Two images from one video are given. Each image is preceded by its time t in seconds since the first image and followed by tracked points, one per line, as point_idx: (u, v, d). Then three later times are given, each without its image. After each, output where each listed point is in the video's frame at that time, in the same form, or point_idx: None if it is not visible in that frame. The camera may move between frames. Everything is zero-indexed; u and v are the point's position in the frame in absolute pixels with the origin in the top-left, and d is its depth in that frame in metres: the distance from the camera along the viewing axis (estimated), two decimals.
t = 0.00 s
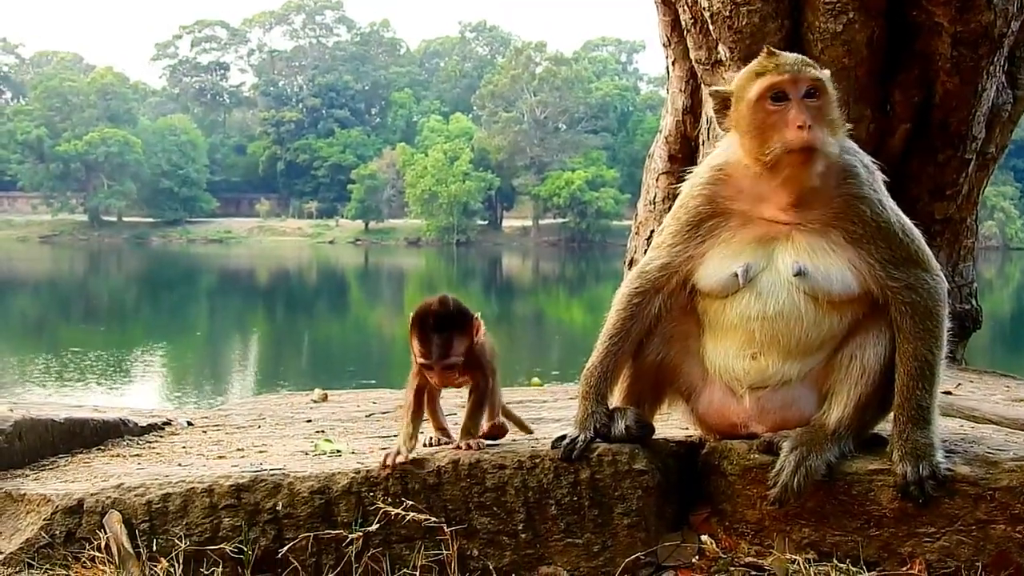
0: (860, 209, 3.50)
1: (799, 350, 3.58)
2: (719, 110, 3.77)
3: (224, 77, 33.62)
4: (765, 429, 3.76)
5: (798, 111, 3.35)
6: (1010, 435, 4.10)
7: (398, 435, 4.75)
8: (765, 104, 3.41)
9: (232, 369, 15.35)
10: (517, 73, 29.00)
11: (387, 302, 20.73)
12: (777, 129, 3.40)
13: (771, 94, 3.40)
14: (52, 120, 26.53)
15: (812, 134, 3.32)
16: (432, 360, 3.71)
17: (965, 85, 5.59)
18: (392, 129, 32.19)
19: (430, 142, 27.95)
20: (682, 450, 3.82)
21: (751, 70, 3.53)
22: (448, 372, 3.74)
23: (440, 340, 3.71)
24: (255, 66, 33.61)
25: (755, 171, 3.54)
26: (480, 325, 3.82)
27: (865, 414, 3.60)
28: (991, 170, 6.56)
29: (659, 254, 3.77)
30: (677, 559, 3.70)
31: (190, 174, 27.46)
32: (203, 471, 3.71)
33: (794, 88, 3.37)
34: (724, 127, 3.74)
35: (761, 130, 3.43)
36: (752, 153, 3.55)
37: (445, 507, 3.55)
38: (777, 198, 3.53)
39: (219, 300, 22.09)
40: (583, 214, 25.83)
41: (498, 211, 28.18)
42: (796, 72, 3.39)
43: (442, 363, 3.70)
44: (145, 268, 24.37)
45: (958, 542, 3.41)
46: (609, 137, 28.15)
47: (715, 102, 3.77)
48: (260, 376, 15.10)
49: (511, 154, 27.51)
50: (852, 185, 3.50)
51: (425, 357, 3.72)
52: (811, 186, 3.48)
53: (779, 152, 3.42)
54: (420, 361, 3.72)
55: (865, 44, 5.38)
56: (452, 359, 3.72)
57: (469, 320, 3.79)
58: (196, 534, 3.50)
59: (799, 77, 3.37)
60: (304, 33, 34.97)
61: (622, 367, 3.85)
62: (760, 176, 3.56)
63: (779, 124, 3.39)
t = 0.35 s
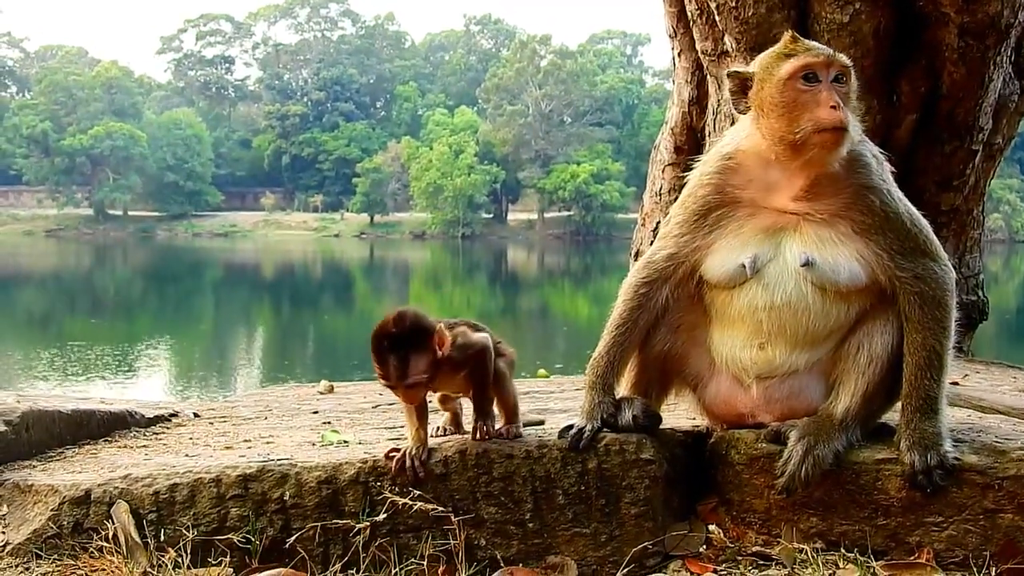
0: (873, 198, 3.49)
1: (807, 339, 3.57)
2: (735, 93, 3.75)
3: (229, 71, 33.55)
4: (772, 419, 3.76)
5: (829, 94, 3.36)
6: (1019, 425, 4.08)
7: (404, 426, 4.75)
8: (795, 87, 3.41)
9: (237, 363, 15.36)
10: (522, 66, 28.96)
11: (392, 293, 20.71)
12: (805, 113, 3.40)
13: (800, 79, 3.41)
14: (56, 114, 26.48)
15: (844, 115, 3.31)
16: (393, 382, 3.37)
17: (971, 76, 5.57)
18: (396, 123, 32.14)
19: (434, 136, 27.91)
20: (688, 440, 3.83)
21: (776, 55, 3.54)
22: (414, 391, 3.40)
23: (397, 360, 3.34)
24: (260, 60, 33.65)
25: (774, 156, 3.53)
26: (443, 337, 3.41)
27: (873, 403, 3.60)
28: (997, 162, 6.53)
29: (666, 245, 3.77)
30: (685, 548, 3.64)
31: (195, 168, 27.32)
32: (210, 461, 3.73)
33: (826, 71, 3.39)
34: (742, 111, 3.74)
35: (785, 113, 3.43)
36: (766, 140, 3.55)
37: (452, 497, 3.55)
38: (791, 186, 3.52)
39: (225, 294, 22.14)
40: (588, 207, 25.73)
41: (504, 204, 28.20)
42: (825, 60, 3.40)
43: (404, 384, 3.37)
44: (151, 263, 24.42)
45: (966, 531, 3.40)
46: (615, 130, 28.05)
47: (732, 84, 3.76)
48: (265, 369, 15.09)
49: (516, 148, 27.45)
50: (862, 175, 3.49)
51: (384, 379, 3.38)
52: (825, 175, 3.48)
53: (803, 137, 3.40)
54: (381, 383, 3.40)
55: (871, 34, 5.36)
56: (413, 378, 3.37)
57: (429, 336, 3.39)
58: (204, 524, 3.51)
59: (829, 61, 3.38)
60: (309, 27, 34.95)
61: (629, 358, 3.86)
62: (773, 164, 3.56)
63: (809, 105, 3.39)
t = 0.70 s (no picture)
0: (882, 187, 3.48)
1: (814, 327, 3.56)
2: (749, 81, 3.72)
3: (232, 63, 31.95)
4: (779, 407, 3.75)
5: (846, 85, 3.36)
6: None
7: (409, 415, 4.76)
8: (812, 78, 3.42)
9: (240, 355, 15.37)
10: (525, 58, 28.67)
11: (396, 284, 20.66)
12: (824, 102, 3.40)
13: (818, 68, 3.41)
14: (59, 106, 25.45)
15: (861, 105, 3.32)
16: (398, 367, 3.44)
17: (978, 65, 5.55)
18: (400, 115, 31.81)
19: (437, 128, 27.74)
20: (695, 428, 3.82)
21: (788, 44, 3.55)
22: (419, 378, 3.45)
23: (403, 346, 3.42)
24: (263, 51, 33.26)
25: (786, 144, 3.52)
26: (453, 328, 3.45)
27: (880, 391, 3.59)
28: (1003, 152, 6.49)
29: (673, 233, 3.77)
30: (691, 536, 3.64)
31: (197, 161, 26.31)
32: (217, 448, 3.77)
33: (843, 62, 3.40)
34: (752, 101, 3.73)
35: (802, 99, 3.43)
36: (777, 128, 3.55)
37: (458, 484, 3.56)
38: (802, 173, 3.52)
39: (228, 286, 22.16)
40: (591, 199, 25.32)
41: (507, 195, 27.97)
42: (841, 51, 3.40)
43: (409, 370, 3.43)
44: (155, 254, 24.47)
45: (973, 520, 3.40)
46: (617, 122, 27.58)
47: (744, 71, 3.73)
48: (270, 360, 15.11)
49: (519, 139, 27.15)
50: (871, 163, 3.48)
51: (391, 365, 3.45)
52: (836, 164, 3.48)
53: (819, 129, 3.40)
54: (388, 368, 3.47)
55: (878, 24, 5.34)
56: (418, 364, 3.43)
57: (438, 324, 3.45)
58: (210, 511, 3.57)
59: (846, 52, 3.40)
60: (312, 19, 34.73)
61: (636, 346, 3.86)
62: (783, 152, 3.55)
63: (827, 95, 3.39)
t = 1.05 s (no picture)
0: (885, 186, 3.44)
1: (821, 317, 3.57)
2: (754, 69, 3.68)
3: (237, 49, 31.38)
4: (786, 395, 3.76)
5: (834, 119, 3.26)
6: None
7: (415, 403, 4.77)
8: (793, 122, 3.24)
9: (243, 343, 15.34)
10: (529, 45, 27.41)
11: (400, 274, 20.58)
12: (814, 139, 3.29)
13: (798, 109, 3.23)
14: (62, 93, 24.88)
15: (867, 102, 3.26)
16: (443, 322, 3.45)
17: (984, 52, 5.49)
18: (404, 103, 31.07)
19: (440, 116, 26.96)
20: (702, 417, 3.81)
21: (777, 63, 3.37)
22: (461, 334, 3.46)
23: (448, 299, 3.47)
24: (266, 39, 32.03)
25: (770, 170, 3.42)
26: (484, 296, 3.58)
27: (888, 379, 3.59)
28: (1009, 141, 6.38)
29: (678, 223, 3.76)
30: (698, 524, 3.65)
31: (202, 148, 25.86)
32: (223, 437, 3.82)
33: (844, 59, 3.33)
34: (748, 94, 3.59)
35: (778, 141, 3.34)
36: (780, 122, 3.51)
37: (466, 472, 3.57)
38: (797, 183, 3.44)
39: (231, 275, 22.16)
40: (593, 186, 24.46)
41: (509, 184, 27.29)
42: (827, 88, 3.23)
43: (454, 322, 3.44)
44: (158, 241, 24.49)
45: (981, 508, 3.40)
46: (621, 110, 26.63)
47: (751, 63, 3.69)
48: (273, 349, 15.10)
49: (522, 127, 26.40)
50: (877, 161, 3.42)
51: (435, 320, 3.45)
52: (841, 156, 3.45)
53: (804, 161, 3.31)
54: (429, 326, 3.45)
55: (884, 11, 5.32)
56: (462, 318, 3.46)
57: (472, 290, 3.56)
58: (218, 499, 3.60)
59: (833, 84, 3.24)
60: (315, 7, 34.42)
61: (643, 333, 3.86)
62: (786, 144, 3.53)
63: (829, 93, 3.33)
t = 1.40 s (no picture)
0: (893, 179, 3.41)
1: (831, 308, 3.56)
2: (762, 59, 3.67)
3: (243, 40, 31.05)
4: (800, 382, 3.76)
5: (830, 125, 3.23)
6: None
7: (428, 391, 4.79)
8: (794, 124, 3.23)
9: (251, 334, 15.33)
10: (535, 35, 26.79)
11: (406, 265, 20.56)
12: (816, 141, 3.27)
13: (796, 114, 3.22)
14: (70, 85, 25.08)
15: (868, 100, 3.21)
16: (487, 283, 3.57)
17: (996, 39, 5.46)
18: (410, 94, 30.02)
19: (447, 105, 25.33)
20: (716, 404, 3.81)
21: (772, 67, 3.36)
22: (500, 299, 3.58)
23: (495, 263, 3.61)
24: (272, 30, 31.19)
25: (773, 173, 3.41)
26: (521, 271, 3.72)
27: (903, 366, 3.58)
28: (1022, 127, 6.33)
29: (687, 214, 3.74)
30: (712, 512, 3.66)
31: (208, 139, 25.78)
32: (237, 425, 3.84)
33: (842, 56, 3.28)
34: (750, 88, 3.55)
35: (774, 143, 3.32)
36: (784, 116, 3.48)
37: (479, 459, 3.61)
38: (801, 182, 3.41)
39: (237, 266, 22.19)
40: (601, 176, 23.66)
41: (516, 174, 25.93)
42: (822, 91, 3.21)
43: (496, 287, 3.57)
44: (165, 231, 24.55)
45: (995, 495, 3.39)
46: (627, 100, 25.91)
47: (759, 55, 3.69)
48: (281, 340, 15.08)
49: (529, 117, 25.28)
50: (885, 154, 3.39)
51: (480, 280, 3.57)
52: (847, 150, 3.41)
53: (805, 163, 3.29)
54: (474, 287, 3.57)
55: None
56: (504, 285, 3.59)
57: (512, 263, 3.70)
58: (232, 486, 3.62)
59: (829, 90, 3.22)
60: None
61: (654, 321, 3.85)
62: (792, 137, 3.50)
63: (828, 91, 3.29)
